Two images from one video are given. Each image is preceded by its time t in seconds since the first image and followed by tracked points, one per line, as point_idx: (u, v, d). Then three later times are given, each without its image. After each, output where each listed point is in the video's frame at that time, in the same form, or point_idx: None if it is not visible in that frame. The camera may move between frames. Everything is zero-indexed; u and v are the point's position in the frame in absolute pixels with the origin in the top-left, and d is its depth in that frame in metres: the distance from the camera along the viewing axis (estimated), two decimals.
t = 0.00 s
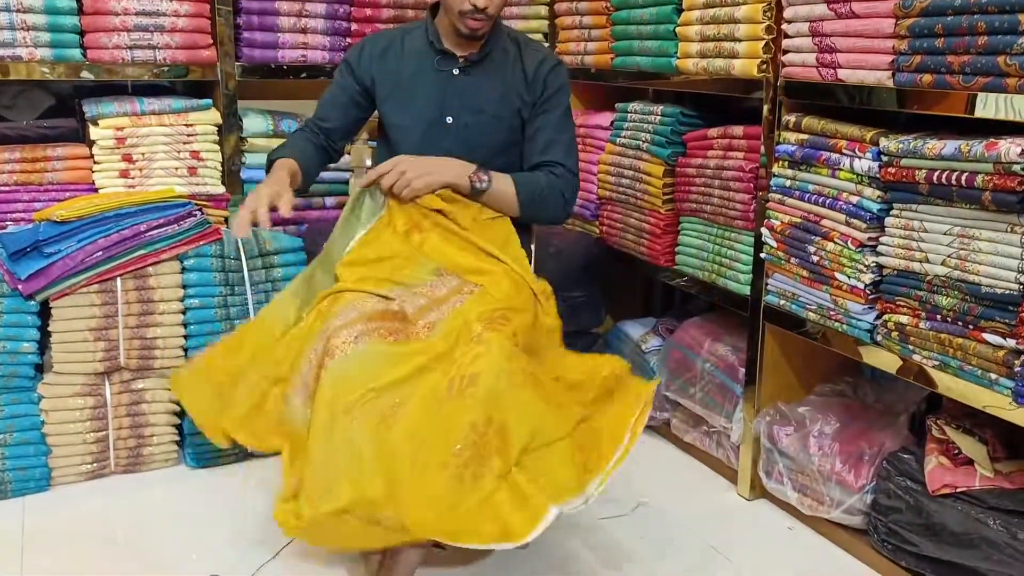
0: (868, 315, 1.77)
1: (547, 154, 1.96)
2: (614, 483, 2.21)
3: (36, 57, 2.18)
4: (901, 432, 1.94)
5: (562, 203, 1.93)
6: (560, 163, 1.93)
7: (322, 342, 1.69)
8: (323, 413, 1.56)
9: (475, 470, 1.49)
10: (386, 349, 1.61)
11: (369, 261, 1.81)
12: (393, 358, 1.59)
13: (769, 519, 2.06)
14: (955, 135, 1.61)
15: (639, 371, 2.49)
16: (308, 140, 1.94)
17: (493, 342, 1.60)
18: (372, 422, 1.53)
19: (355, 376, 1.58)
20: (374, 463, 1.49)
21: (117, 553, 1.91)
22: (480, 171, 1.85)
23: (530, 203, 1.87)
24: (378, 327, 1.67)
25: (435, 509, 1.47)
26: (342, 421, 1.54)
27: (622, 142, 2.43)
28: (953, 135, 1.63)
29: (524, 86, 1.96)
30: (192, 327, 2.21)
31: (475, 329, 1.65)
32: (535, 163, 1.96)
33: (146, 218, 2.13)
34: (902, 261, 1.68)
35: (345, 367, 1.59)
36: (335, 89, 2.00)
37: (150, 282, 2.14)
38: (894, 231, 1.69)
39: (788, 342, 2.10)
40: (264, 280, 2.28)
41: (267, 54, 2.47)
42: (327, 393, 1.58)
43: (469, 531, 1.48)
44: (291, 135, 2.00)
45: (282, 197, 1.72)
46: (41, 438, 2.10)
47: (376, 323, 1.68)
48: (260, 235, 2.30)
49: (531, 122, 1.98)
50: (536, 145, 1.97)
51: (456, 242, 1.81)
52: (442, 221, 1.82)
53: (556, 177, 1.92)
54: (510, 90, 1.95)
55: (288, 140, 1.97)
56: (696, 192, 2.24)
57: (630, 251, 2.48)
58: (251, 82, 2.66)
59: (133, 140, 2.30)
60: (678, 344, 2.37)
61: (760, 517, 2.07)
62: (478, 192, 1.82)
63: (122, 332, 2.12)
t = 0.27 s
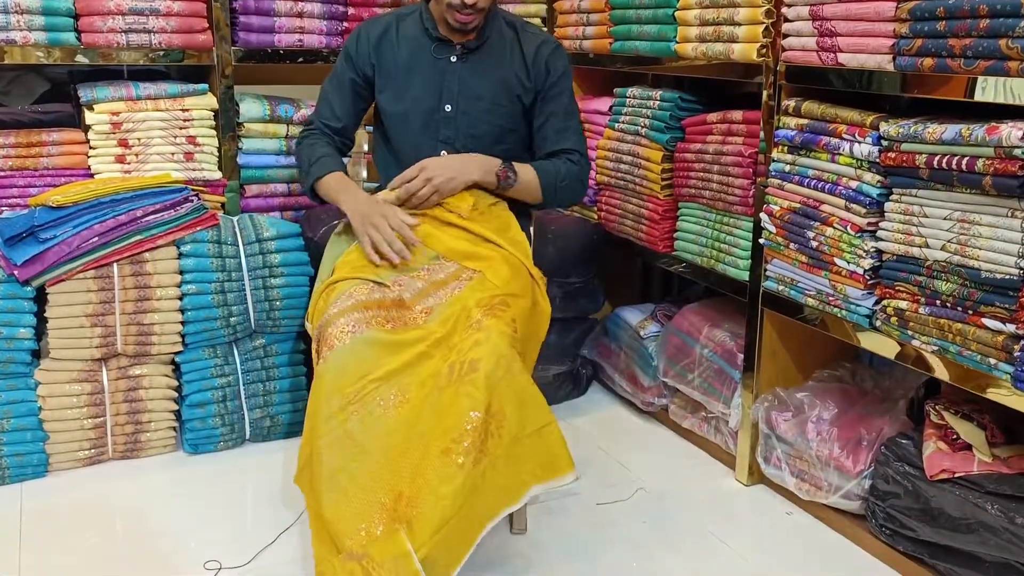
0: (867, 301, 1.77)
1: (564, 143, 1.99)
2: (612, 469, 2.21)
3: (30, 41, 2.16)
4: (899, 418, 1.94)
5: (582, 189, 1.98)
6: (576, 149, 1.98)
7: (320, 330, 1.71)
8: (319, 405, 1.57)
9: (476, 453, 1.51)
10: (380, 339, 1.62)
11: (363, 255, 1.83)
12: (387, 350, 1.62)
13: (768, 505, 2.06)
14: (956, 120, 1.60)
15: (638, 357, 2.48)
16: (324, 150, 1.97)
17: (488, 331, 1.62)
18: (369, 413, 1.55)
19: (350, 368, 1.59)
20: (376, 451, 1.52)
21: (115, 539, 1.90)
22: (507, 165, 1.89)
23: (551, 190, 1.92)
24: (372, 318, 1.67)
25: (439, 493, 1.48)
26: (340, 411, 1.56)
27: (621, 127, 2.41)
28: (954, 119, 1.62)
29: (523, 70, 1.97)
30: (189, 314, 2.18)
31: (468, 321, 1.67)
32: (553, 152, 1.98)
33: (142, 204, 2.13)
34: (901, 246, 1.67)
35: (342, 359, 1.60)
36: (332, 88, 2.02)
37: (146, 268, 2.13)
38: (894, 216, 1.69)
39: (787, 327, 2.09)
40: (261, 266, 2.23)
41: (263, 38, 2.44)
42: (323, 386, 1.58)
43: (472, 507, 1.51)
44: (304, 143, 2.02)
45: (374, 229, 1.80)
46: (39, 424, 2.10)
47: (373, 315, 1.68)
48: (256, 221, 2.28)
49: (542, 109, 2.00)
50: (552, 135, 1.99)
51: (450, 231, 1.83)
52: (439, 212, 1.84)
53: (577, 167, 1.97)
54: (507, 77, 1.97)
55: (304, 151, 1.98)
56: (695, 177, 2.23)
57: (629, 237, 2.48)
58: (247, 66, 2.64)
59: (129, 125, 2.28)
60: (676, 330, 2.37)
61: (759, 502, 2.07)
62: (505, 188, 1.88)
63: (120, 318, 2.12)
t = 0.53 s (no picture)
0: (868, 289, 1.77)
1: (586, 124, 2.03)
2: (613, 457, 2.22)
3: (28, 27, 2.15)
4: (899, 406, 1.95)
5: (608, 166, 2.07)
6: (598, 129, 2.04)
7: (321, 317, 1.71)
8: (320, 393, 1.59)
9: (478, 440, 1.50)
10: (380, 327, 1.63)
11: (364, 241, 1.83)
12: (387, 338, 1.63)
13: (767, 492, 2.07)
14: (958, 107, 1.59)
15: (638, 346, 2.49)
16: (340, 142, 1.93)
17: (489, 318, 1.62)
18: (370, 400, 1.57)
19: (352, 355, 1.60)
20: (377, 437, 1.53)
21: (117, 527, 1.91)
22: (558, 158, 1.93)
23: (597, 172, 1.99)
24: (374, 305, 1.68)
25: (439, 480, 1.47)
26: (341, 398, 1.57)
27: (622, 115, 2.41)
28: (956, 107, 1.62)
29: (528, 57, 1.97)
30: (189, 301, 2.17)
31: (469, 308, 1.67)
32: (576, 135, 2.02)
33: (141, 192, 2.12)
34: (903, 235, 1.67)
35: (343, 347, 1.61)
36: (336, 80, 1.97)
37: (147, 256, 2.12)
38: (895, 204, 1.69)
39: (788, 315, 2.09)
40: (261, 254, 2.23)
41: (263, 25, 2.43)
42: (325, 374, 1.59)
43: (473, 495, 1.50)
44: (313, 136, 1.96)
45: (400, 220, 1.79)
46: (39, 412, 2.10)
47: (374, 302, 1.69)
48: (256, 209, 2.28)
49: (557, 93, 2.01)
50: (571, 118, 2.02)
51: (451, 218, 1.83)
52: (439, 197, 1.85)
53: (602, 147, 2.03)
54: (511, 64, 1.96)
55: (319, 145, 1.93)
56: (696, 165, 2.22)
57: (629, 226, 2.47)
58: (246, 54, 2.63)
59: (128, 113, 2.27)
60: (676, 319, 2.37)
61: (759, 490, 2.08)
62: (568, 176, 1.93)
63: (120, 306, 2.12)
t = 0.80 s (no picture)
0: (868, 280, 1.77)
1: (587, 115, 2.00)
2: (612, 448, 2.22)
3: (27, 17, 2.14)
4: (898, 397, 1.95)
5: (615, 157, 2.01)
6: (603, 120, 2.00)
7: (321, 307, 1.71)
8: (321, 383, 1.59)
9: (478, 431, 1.50)
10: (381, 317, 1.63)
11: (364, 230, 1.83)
12: (388, 328, 1.63)
13: (767, 483, 2.07)
14: (960, 98, 1.59)
15: (638, 337, 2.49)
16: (345, 129, 1.94)
17: (490, 309, 1.62)
18: (371, 390, 1.57)
19: (352, 345, 1.60)
20: (378, 427, 1.54)
21: (117, 517, 1.91)
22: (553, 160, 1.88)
23: (602, 170, 1.94)
24: (375, 296, 1.68)
25: (440, 471, 1.47)
26: (342, 388, 1.58)
27: (622, 105, 2.41)
28: (958, 97, 1.62)
29: (528, 48, 1.96)
30: (190, 292, 2.17)
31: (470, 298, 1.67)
32: (578, 126, 1.99)
33: (142, 181, 2.12)
34: (903, 226, 1.68)
35: (343, 337, 1.61)
36: (339, 71, 1.98)
37: (147, 246, 2.12)
38: (896, 195, 1.69)
39: (789, 306, 2.09)
40: (261, 245, 2.23)
41: (263, 15, 2.42)
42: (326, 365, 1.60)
43: (472, 485, 1.50)
44: (318, 125, 1.97)
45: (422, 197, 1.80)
46: (40, 402, 2.10)
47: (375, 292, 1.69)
48: (256, 199, 2.28)
49: (556, 84, 2.00)
50: (573, 109, 1.99)
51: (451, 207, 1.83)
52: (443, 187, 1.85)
53: (606, 137, 1.98)
54: (511, 56, 1.96)
55: (324, 133, 1.94)
56: (697, 156, 2.22)
57: (629, 216, 2.47)
58: (246, 44, 2.62)
59: (127, 103, 2.26)
60: (676, 310, 2.38)
61: (758, 481, 2.08)
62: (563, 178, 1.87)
63: (120, 297, 2.12)
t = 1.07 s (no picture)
0: (867, 273, 1.77)
1: (589, 105, 1.98)
2: (612, 440, 2.23)
3: (26, 9, 2.14)
4: (897, 389, 1.95)
5: (620, 153, 1.98)
6: (604, 109, 1.98)
7: (320, 300, 1.72)
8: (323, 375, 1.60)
9: (477, 423, 1.51)
10: (382, 310, 1.64)
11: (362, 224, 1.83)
12: (389, 321, 1.64)
13: (766, 475, 2.08)
14: (959, 91, 1.59)
15: (637, 330, 2.49)
16: (352, 129, 1.95)
17: (489, 300, 1.62)
18: (371, 382, 1.58)
19: (354, 338, 1.61)
20: (377, 419, 1.54)
21: (117, 508, 1.92)
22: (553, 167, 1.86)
23: (606, 166, 1.92)
24: (375, 289, 1.69)
25: (440, 462, 1.48)
26: (343, 381, 1.59)
27: (622, 98, 2.41)
28: (957, 90, 1.62)
29: (527, 40, 1.96)
30: (190, 285, 2.17)
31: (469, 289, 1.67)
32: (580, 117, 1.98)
33: (141, 174, 2.12)
34: (902, 218, 1.68)
35: (345, 330, 1.62)
36: (342, 68, 1.99)
37: (147, 239, 2.13)
38: (895, 188, 1.69)
39: (788, 300, 2.10)
40: (262, 238, 2.23)
41: (262, 7, 2.41)
42: (328, 356, 1.61)
43: (472, 476, 1.51)
44: (326, 125, 1.99)
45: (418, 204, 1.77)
46: (41, 394, 2.10)
47: (374, 284, 1.70)
48: (256, 192, 2.28)
49: (556, 75, 1.99)
50: (573, 99, 1.98)
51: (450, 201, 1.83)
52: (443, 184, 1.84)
53: (607, 127, 1.95)
54: (510, 47, 1.95)
55: (332, 133, 1.96)
56: (697, 149, 2.22)
57: (629, 209, 2.48)
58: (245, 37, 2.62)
59: (127, 96, 2.27)
60: (675, 303, 2.38)
61: (757, 473, 2.09)
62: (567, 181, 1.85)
63: (120, 289, 2.12)
